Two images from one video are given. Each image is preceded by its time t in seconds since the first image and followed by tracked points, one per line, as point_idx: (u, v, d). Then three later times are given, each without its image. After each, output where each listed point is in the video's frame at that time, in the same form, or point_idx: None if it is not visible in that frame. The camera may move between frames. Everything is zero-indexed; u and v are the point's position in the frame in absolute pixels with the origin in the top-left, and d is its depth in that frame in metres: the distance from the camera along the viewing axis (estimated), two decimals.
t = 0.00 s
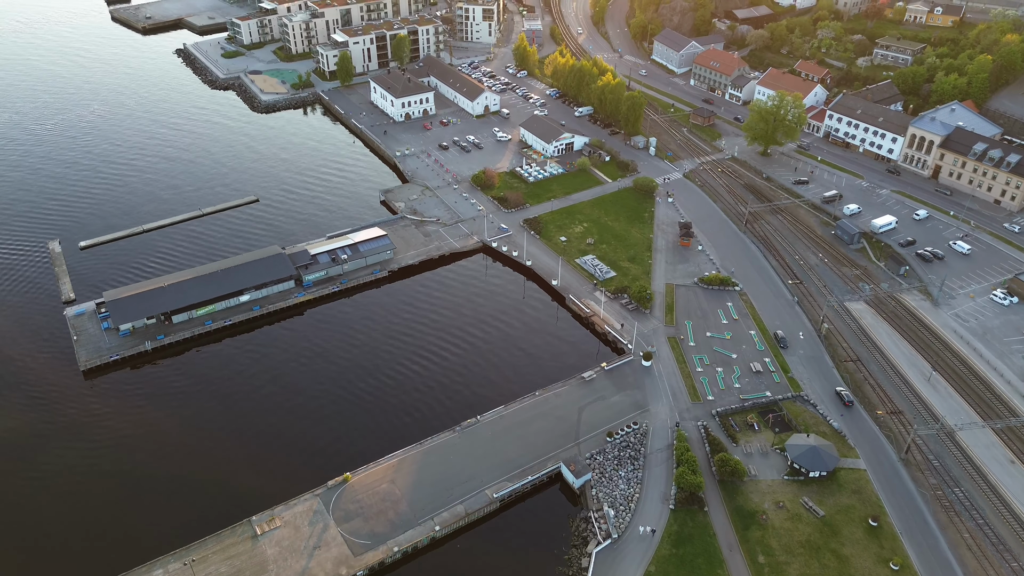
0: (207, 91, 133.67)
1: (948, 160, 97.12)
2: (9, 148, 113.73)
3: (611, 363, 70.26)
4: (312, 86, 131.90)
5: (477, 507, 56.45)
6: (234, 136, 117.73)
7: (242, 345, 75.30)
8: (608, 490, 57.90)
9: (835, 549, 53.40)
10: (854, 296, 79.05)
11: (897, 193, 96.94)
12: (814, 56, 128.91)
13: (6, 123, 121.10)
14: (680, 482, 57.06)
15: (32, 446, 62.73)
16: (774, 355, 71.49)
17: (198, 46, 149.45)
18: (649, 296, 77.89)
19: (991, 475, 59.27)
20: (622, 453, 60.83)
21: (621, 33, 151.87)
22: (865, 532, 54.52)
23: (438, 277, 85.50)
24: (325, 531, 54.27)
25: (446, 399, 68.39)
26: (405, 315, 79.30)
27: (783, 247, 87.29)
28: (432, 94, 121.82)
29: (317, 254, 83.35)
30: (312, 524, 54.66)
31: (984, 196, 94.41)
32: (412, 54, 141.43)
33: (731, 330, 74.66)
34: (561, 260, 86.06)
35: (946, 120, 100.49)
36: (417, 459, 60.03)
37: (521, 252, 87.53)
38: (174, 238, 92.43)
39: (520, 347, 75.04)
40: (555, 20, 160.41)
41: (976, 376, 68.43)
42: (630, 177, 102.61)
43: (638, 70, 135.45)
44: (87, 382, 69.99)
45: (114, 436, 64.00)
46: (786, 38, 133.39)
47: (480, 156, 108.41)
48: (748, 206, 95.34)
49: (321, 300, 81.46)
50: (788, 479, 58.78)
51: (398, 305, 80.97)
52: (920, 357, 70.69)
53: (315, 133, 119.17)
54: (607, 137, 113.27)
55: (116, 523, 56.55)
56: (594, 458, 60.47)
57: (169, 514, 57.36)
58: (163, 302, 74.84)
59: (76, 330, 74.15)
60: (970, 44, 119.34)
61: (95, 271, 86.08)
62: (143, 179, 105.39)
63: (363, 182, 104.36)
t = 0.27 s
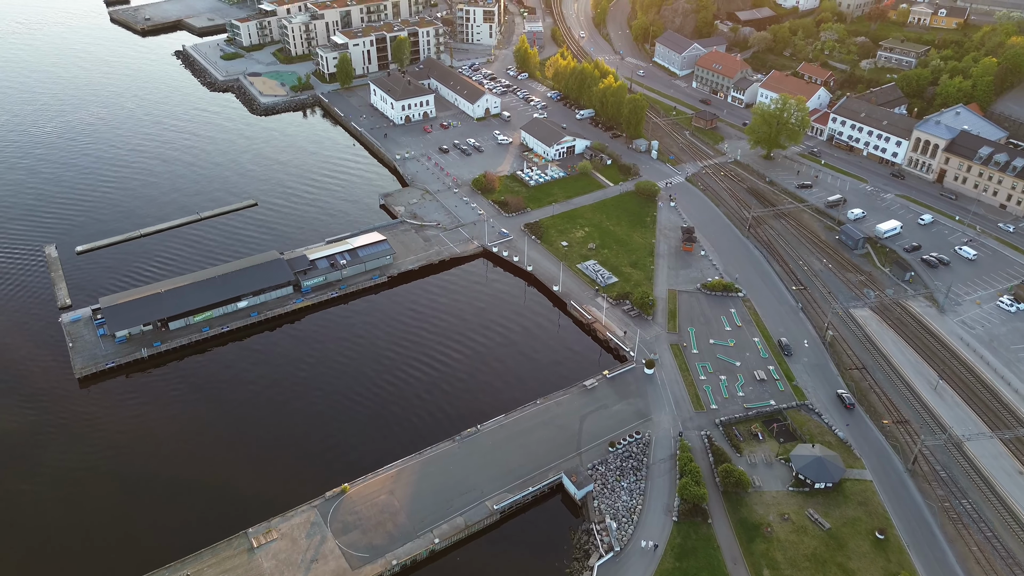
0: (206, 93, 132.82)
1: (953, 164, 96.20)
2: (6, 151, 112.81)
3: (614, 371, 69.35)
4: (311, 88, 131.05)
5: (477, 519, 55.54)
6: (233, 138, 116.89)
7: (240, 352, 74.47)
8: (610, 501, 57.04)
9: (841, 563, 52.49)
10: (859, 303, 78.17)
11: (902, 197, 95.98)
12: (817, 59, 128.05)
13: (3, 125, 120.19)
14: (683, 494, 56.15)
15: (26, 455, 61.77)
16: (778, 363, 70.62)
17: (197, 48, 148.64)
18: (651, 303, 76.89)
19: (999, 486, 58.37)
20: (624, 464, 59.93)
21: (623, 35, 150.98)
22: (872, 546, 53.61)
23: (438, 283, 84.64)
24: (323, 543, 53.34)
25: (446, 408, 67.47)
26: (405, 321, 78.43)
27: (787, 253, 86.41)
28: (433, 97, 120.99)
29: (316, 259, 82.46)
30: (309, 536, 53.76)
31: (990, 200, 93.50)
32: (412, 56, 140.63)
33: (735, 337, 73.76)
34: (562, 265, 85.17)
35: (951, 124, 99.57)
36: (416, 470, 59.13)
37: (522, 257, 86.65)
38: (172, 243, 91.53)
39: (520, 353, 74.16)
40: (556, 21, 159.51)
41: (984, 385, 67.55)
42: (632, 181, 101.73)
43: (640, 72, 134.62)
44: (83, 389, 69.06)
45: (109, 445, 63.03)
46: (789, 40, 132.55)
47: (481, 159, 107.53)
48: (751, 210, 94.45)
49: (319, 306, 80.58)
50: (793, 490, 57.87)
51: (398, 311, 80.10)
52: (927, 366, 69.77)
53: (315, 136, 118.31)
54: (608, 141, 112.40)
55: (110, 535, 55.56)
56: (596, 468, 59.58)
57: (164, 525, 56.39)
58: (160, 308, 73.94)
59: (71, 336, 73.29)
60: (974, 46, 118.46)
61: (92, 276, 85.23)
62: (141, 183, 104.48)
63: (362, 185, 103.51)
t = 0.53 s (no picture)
0: (204, 95, 131.98)
1: (958, 168, 95.21)
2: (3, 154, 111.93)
3: (615, 379, 68.43)
4: (310, 90, 130.19)
5: (477, 531, 54.63)
6: (231, 141, 115.99)
7: (237, 359, 73.58)
8: (612, 513, 56.15)
9: None
10: (864, 309, 77.23)
11: (906, 202, 95.01)
12: (820, 61, 127.10)
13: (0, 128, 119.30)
14: (687, 505, 55.23)
15: (20, 465, 60.90)
16: (782, 370, 69.69)
17: (196, 49, 147.86)
18: (653, 309, 75.82)
19: (1007, 498, 57.42)
20: (626, 474, 59.04)
21: (624, 37, 150.06)
22: (879, 559, 52.70)
23: (437, 288, 83.75)
24: (320, 556, 52.44)
25: (445, 416, 66.57)
26: (404, 327, 77.54)
27: (790, 258, 85.49)
28: (433, 100, 120.13)
29: (314, 265, 81.61)
30: (306, 549, 52.85)
31: (995, 205, 92.50)
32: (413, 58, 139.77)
33: (738, 345, 72.83)
34: (563, 271, 84.28)
35: (956, 127, 98.57)
36: (415, 481, 58.22)
37: (522, 262, 85.76)
38: (169, 247, 90.69)
39: (521, 360, 73.21)
40: (557, 23, 158.59)
41: (991, 394, 66.62)
42: (634, 185, 100.83)
43: (641, 75, 133.74)
44: (78, 397, 68.21)
45: (104, 454, 62.15)
46: (792, 42, 131.63)
47: (481, 162, 106.66)
48: (754, 214, 93.54)
49: (318, 312, 79.72)
50: (798, 501, 56.94)
51: (397, 317, 79.21)
52: (933, 374, 68.85)
53: (314, 139, 117.42)
54: (609, 144, 111.53)
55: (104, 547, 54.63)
56: (598, 479, 58.66)
57: (159, 537, 55.47)
58: (156, 315, 73.10)
59: (67, 343, 72.38)
60: (979, 49, 117.46)
61: (88, 282, 84.34)
62: (138, 187, 103.63)
63: (362, 189, 102.65)
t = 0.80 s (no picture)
0: (203, 97, 131.09)
1: (963, 172, 94.28)
2: None
3: (617, 387, 67.51)
4: (310, 93, 129.31)
5: (477, 544, 53.74)
6: (230, 144, 115.08)
7: (234, 366, 72.65)
8: (614, 525, 55.28)
9: None
10: (869, 316, 76.33)
11: (911, 206, 94.10)
12: (823, 63, 126.18)
13: None
14: (690, 518, 54.37)
15: (14, 475, 60.02)
16: (786, 379, 68.77)
17: (195, 51, 147.01)
18: (655, 316, 74.92)
19: (1016, 510, 56.52)
20: (628, 486, 58.15)
21: (625, 39, 149.17)
22: (886, 573, 51.82)
23: (437, 294, 82.85)
24: (317, 570, 51.56)
25: (445, 425, 65.62)
26: (404, 333, 76.63)
27: (794, 264, 84.59)
28: (433, 102, 119.25)
29: (313, 271, 80.74)
30: (303, 563, 51.96)
31: (1000, 209, 91.62)
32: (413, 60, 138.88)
33: (741, 352, 71.93)
34: (564, 276, 83.38)
35: (960, 131, 97.67)
36: (414, 492, 57.31)
37: (523, 268, 84.87)
38: (167, 252, 89.81)
39: (522, 368, 72.31)
40: (558, 25, 157.74)
41: (998, 404, 65.75)
42: (635, 189, 99.94)
43: (643, 77, 132.85)
44: (73, 406, 67.30)
45: (98, 464, 61.21)
46: (794, 44, 130.73)
47: (481, 166, 105.75)
48: (757, 219, 92.62)
49: (316, 318, 78.83)
50: (804, 513, 56.03)
51: (396, 323, 78.30)
52: (939, 383, 68.00)
53: (313, 142, 116.53)
54: (611, 147, 110.66)
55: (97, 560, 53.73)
56: (599, 491, 57.77)
57: (153, 549, 54.57)
58: (152, 322, 72.21)
59: (62, 351, 71.43)
60: (983, 51, 116.56)
61: (84, 287, 83.44)
62: (136, 191, 102.73)
63: (361, 193, 101.74)
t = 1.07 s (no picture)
0: (201, 100, 130.28)
1: (968, 176, 93.37)
2: None
3: (619, 396, 66.61)
4: (309, 95, 128.45)
5: (477, 557, 52.87)
6: (228, 147, 114.27)
7: (231, 373, 71.84)
8: (617, 538, 54.39)
9: None
10: (874, 323, 75.41)
11: (915, 210, 93.17)
12: (826, 66, 125.25)
13: None
14: (694, 530, 53.46)
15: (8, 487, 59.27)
16: (790, 387, 67.85)
17: (194, 53, 146.17)
18: (658, 322, 74.03)
19: None
20: (631, 497, 57.25)
21: (627, 40, 148.29)
22: None
23: (437, 300, 82.00)
24: None
25: (444, 435, 64.77)
26: (403, 340, 75.80)
27: (797, 269, 83.68)
28: (433, 105, 118.36)
29: (311, 276, 79.84)
30: None
31: (1006, 214, 90.73)
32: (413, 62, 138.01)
33: (745, 360, 71.02)
34: (565, 282, 82.48)
35: (965, 135, 96.71)
36: (413, 504, 56.41)
37: (524, 273, 83.99)
38: (164, 257, 89.00)
39: (522, 375, 71.47)
40: (559, 26, 156.86)
41: (1005, 413, 64.87)
42: (637, 193, 99.04)
43: (645, 79, 131.95)
44: (68, 414, 66.50)
45: (93, 475, 60.45)
46: (797, 46, 129.79)
47: (482, 169, 104.86)
48: (760, 224, 91.72)
49: (314, 324, 77.96)
50: (809, 526, 55.11)
51: (396, 330, 77.47)
52: (946, 392, 67.12)
53: (312, 145, 115.65)
54: (612, 150, 109.79)
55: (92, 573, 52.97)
56: (602, 502, 56.86)
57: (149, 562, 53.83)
58: (148, 329, 71.37)
59: (57, 358, 70.63)
60: (988, 54, 115.61)
61: (80, 293, 82.63)
62: (133, 194, 101.91)
63: (361, 197, 100.87)
